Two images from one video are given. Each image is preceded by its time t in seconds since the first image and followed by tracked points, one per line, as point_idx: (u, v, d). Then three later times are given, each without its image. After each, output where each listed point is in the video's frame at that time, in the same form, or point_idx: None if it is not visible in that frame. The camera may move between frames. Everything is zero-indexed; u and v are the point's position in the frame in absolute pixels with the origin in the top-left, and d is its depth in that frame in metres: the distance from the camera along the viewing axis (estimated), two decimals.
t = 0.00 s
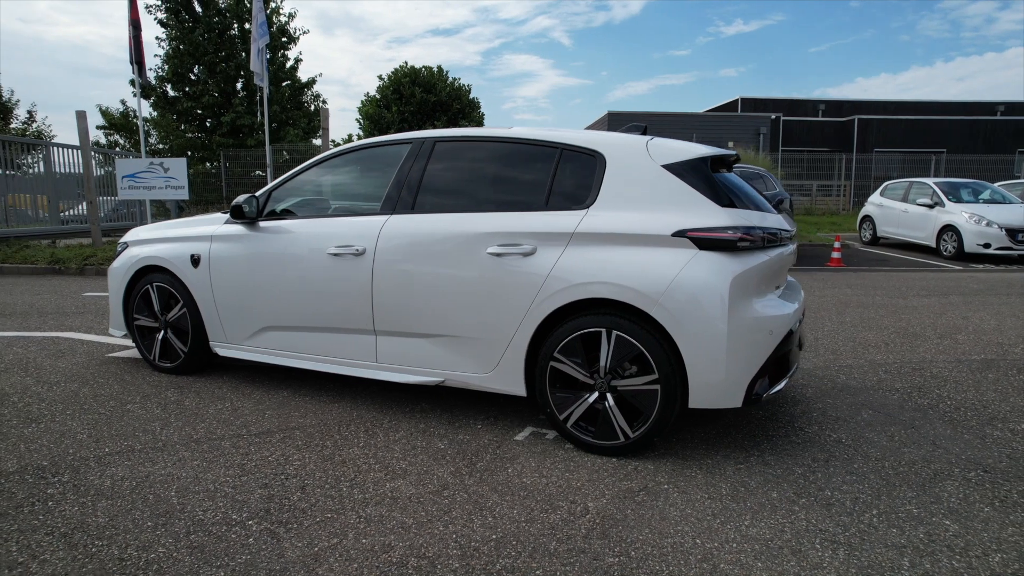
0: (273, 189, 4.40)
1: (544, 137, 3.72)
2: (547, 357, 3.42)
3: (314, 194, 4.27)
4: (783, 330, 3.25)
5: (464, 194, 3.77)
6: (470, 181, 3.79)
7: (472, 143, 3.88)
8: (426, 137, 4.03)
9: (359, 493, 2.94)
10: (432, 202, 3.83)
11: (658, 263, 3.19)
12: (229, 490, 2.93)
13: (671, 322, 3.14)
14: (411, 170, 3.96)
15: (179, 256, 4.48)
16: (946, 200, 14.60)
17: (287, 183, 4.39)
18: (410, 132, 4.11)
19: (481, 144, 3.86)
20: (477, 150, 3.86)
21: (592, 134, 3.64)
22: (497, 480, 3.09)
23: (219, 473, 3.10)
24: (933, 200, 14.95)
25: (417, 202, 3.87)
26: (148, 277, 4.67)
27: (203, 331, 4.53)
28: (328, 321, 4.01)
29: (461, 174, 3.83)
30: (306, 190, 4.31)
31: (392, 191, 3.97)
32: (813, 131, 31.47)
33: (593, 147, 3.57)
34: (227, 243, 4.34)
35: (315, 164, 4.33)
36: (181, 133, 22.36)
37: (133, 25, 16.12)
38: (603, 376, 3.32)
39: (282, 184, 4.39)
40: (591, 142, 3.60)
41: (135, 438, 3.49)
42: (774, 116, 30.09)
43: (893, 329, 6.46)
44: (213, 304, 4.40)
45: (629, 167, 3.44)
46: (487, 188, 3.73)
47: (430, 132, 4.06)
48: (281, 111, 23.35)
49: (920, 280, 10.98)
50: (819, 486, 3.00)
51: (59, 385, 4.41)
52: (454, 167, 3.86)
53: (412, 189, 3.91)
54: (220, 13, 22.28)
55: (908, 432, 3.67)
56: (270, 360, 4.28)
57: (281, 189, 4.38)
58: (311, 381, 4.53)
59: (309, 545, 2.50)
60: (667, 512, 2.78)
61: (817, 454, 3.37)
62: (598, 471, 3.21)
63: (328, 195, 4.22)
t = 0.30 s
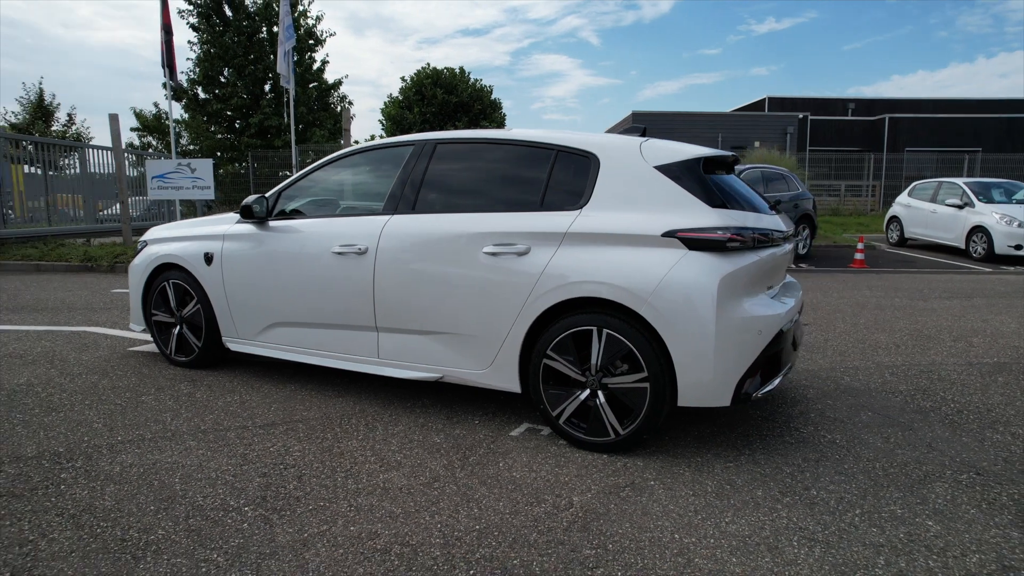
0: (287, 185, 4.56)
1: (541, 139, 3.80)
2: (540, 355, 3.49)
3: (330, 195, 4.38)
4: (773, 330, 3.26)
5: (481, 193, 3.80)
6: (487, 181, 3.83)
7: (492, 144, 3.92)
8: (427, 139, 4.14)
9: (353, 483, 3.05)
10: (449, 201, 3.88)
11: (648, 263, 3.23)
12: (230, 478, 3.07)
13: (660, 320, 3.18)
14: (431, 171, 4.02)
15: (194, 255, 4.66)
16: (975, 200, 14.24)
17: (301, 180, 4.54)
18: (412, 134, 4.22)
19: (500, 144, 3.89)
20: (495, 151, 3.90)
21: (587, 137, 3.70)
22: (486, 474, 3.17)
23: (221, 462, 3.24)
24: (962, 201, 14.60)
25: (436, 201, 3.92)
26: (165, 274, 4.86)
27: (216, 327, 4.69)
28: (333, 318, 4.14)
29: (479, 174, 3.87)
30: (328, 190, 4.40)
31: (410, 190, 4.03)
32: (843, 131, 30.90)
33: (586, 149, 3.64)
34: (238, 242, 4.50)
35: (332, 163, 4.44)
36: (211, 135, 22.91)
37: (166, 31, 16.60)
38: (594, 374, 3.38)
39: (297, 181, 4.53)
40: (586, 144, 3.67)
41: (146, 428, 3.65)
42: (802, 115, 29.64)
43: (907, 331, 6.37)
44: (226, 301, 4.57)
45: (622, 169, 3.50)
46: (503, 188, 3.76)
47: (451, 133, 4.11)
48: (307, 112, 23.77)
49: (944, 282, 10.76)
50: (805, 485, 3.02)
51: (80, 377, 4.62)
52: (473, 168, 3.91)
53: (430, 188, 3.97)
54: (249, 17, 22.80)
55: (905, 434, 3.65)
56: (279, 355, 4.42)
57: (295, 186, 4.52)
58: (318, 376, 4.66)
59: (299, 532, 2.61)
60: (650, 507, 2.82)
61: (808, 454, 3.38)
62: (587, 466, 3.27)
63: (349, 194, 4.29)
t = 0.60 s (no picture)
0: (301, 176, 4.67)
1: (533, 141, 3.85)
2: (529, 353, 3.54)
3: (331, 195, 4.48)
4: (758, 330, 3.27)
5: (493, 193, 3.80)
6: (498, 181, 3.83)
7: (507, 144, 3.91)
8: (423, 140, 4.21)
9: (341, 476, 3.13)
10: (460, 200, 3.89)
11: (633, 262, 3.26)
12: (223, 469, 3.16)
13: (644, 320, 3.21)
14: (445, 169, 4.03)
15: (201, 253, 4.79)
16: (1000, 201, 13.93)
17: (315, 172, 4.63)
18: (409, 136, 4.30)
19: (516, 144, 3.88)
20: (501, 152, 3.92)
21: (578, 138, 3.75)
22: (472, 469, 3.22)
23: (217, 454, 3.34)
24: (987, 201, 14.29)
25: (447, 200, 3.93)
26: (174, 272, 5.00)
27: (222, 324, 4.82)
28: (331, 315, 4.23)
29: (492, 174, 3.87)
30: (333, 190, 4.49)
31: (424, 190, 4.05)
32: (868, 130, 30.38)
33: (577, 150, 3.68)
34: (242, 240, 4.62)
35: (349, 158, 4.47)
36: (234, 136, 23.33)
37: (190, 34, 16.99)
38: (581, 372, 3.41)
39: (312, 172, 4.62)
40: (576, 145, 3.71)
41: (148, 420, 3.77)
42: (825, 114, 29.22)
43: (916, 333, 6.28)
44: (230, 298, 4.69)
45: (611, 170, 3.53)
46: (512, 188, 3.77)
47: (469, 133, 4.12)
48: (328, 113, 24.08)
49: (963, 284, 10.56)
50: (788, 485, 3.02)
51: (92, 371, 4.78)
52: (487, 167, 3.90)
53: (444, 187, 3.98)
54: (272, 20, 23.17)
55: (899, 436, 3.62)
56: (280, 351, 4.53)
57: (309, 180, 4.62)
58: (320, 373, 4.76)
59: (284, 522, 2.70)
60: (629, 504, 2.85)
61: (796, 454, 3.37)
62: (572, 464, 3.30)
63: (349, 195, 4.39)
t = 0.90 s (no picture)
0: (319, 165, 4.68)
1: (525, 141, 3.86)
2: (518, 353, 3.55)
3: (330, 195, 4.55)
4: (746, 332, 3.24)
5: (502, 192, 3.78)
6: (504, 180, 3.81)
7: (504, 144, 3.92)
8: (419, 141, 4.25)
9: (327, 472, 3.17)
10: (470, 200, 3.86)
11: (619, 263, 3.25)
12: (214, 464, 3.24)
13: (629, 321, 3.20)
14: (443, 170, 4.05)
15: (206, 252, 4.89)
16: None
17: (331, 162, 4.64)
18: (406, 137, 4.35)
19: (512, 145, 3.89)
20: (501, 153, 3.92)
21: (568, 138, 3.75)
22: (457, 468, 3.25)
23: (209, 449, 3.41)
24: (1017, 200, 13.88)
25: (461, 198, 3.90)
26: (181, 270, 5.11)
27: (226, 321, 4.92)
28: (329, 314, 4.29)
29: (499, 173, 3.86)
30: (332, 190, 4.56)
31: (438, 187, 4.02)
32: (897, 127, 29.69)
33: (567, 151, 3.69)
34: (245, 240, 4.71)
35: (360, 156, 4.48)
36: (258, 136, 23.71)
37: (214, 36, 17.32)
38: (568, 373, 3.42)
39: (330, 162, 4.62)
40: (566, 146, 3.71)
41: (148, 415, 3.87)
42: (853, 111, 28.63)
43: (930, 336, 6.14)
44: (234, 296, 4.78)
45: (600, 171, 3.53)
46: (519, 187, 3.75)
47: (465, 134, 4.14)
48: (350, 113, 24.33)
49: (989, 286, 10.27)
50: (773, 490, 2.98)
51: (102, 366, 4.91)
52: (497, 167, 3.88)
53: (458, 185, 3.94)
54: (296, 21, 23.50)
55: (894, 441, 3.55)
56: (281, 349, 4.61)
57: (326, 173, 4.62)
58: (320, 371, 4.83)
59: (266, 516, 2.75)
60: (608, 506, 2.85)
61: (786, 459, 3.33)
62: (557, 464, 3.30)
63: (346, 195, 4.45)
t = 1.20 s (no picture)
0: (330, 160, 4.67)
1: (517, 139, 3.86)
2: (505, 351, 3.55)
3: (327, 193, 4.60)
4: (733, 331, 3.19)
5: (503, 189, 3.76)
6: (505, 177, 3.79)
7: (500, 143, 3.91)
8: (413, 139, 4.28)
9: (313, 467, 3.22)
10: (471, 197, 3.84)
11: (604, 262, 3.23)
12: (204, 457, 3.30)
13: (614, 320, 3.18)
14: (438, 169, 4.06)
15: (211, 248, 4.99)
16: None
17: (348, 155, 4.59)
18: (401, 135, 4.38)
19: (507, 144, 3.88)
20: (498, 151, 3.91)
21: (559, 136, 3.74)
22: (441, 465, 3.26)
23: (201, 442, 3.49)
24: None
25: (466, 194, 3.86)
26: (188, 266, 5.22)
27: (229, 317, 5.01)
28: (325, 310, 4.34)
29: (499, 171, 3.84)
30: (330, 187, 4.61)
31: (455, 184, 3.95)
32: (930, 123, 28.91)
33: (556, 149, 3.67)
34: (247, 237, 4.79)
35: (358, 155, 4.52)
36: (282, 134, 24.05)
37: (238, 36, 17.62)
38: (554, 371, 3.41)
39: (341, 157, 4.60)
40: (556, 143, 3.70)
41: (147, 408, 3.96)
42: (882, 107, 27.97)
43: (944, 338, 5.98)
44: (237, 293, 4.87)
45: (588, 168, 3.51)
46: (520, 184, 3.71)
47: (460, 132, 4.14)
48: (372, 111, 24.53)
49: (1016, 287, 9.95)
50: (756, 493, 2.94)
51: (110, 359, 5.04)
52: (498, 164, 3.86)
53: (459, 183, 3.92)
54: (319, 20, 23.78)
55: (890, 445, 3.47)
56: (281, 344, 4.68)
57: (342, 168, 4.57)
58: (320, 367, 4.90)
59: (246, 508, 2.80)
60: (585, 506, 2.84)
61: (774, 461, 3.28)
62: (541, 463, 3.30)
63: (343, 193, 4.50)
